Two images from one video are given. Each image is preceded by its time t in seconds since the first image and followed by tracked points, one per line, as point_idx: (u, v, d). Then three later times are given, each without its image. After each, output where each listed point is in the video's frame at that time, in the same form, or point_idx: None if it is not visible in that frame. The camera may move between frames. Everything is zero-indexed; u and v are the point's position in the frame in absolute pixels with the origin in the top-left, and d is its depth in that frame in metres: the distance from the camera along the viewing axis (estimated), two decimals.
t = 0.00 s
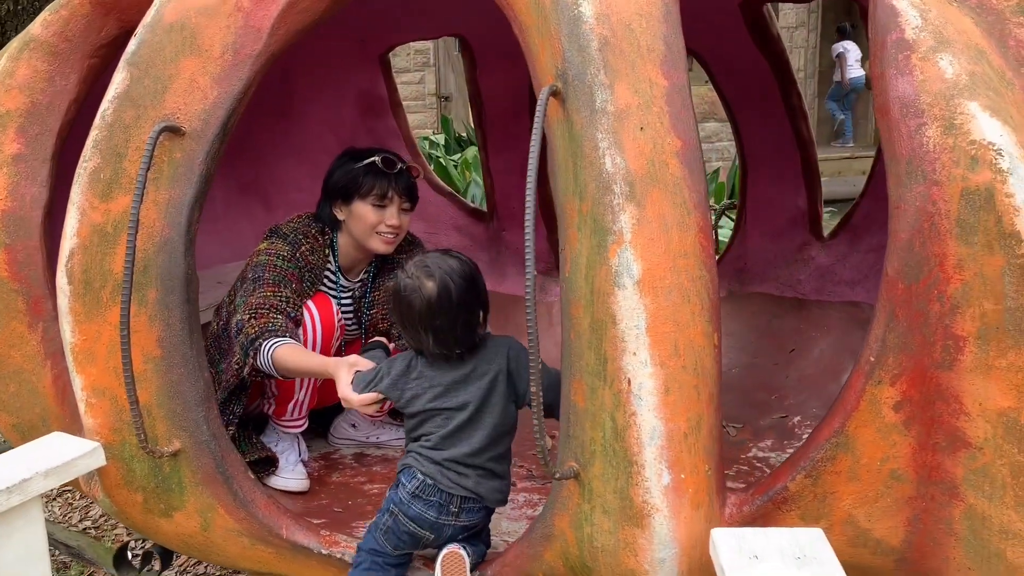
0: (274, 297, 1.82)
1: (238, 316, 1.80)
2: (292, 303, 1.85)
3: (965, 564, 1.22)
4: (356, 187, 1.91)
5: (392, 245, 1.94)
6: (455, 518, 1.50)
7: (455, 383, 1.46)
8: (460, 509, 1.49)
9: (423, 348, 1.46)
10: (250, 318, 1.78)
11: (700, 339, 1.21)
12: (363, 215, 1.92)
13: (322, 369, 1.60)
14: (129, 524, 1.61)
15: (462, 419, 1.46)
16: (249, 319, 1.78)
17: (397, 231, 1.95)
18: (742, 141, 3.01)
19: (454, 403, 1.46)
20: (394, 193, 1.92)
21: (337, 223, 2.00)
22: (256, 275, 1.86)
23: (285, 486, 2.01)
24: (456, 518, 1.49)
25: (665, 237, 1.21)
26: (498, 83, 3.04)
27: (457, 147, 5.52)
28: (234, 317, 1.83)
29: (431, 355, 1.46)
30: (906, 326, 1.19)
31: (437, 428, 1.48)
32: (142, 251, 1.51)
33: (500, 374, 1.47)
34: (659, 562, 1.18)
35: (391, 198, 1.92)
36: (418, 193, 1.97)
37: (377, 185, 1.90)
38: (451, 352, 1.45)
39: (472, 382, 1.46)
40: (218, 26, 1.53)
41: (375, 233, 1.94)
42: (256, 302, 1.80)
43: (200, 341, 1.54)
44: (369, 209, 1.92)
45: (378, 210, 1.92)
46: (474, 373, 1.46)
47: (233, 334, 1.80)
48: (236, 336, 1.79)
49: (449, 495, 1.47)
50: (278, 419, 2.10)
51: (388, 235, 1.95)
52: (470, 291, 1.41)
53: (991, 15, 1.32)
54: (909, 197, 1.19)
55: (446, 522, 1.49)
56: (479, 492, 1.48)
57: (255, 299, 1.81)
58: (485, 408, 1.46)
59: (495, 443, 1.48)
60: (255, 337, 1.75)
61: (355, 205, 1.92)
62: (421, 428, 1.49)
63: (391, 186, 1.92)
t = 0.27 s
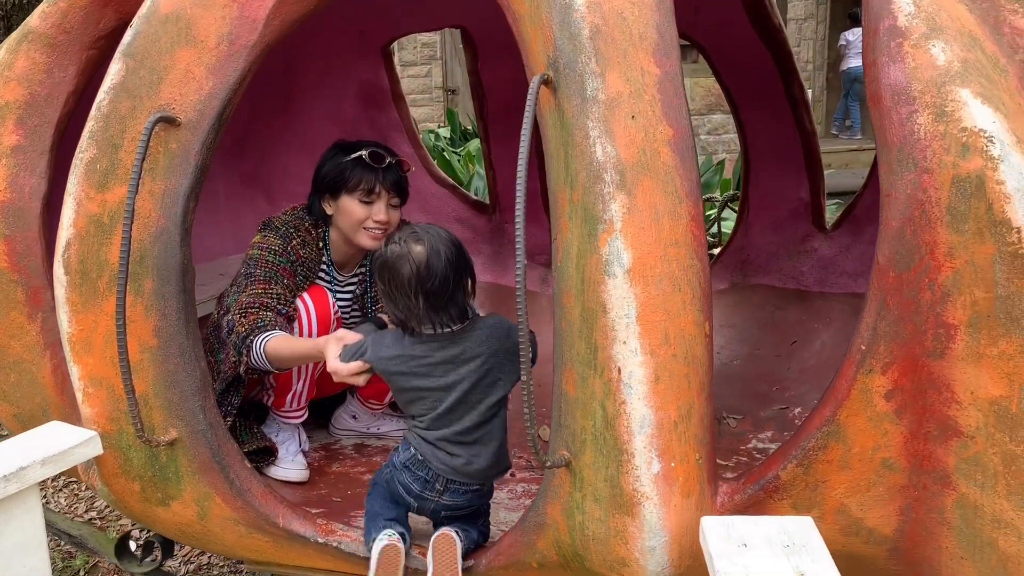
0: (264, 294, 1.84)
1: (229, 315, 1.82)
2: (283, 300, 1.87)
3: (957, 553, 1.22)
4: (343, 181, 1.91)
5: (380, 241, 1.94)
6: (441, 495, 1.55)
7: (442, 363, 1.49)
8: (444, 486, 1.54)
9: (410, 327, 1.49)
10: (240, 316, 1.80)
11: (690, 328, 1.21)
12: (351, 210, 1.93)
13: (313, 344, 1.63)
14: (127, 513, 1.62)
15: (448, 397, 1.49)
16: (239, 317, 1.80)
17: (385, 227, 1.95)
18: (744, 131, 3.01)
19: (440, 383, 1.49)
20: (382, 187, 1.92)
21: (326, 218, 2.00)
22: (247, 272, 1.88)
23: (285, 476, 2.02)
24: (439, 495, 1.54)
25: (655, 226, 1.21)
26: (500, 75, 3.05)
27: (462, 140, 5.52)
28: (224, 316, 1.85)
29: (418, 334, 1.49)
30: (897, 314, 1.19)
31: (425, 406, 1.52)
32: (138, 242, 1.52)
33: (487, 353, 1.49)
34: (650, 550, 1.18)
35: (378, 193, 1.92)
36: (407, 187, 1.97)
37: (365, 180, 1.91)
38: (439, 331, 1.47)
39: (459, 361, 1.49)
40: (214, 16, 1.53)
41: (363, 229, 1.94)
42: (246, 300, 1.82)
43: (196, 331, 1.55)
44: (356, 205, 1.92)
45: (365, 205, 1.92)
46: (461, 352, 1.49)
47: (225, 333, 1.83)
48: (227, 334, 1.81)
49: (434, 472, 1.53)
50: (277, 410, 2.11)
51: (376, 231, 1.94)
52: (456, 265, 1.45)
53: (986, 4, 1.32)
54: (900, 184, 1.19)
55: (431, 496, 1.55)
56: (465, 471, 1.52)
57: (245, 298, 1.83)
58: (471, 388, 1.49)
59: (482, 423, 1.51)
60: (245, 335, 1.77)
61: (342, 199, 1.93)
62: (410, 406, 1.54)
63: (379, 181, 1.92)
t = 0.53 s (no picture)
0: (258, 296, 1.85)
1: (224, 317, 1.85)
2: (276, 303, 1.88)
3: (961, 552, 1.21)
4: (337, 183, 1.91)
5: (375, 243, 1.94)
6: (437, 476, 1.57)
7: (438, 347, 1.51)
8: (439, 468, 1.56)
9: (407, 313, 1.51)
10: (234, 319, 1.82)
11: (692, 325, 1.21)
12: (345, 212, 1.93)
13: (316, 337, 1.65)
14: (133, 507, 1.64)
15: (444, 380, 1.51)
16: (233, 320, 1.82)
17: (380, 228, 1.95)
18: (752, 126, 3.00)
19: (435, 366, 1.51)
20: (374, 188, 1.92)
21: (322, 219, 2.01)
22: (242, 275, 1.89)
23: (291, 471, 2.03)
24: (433, 476, 1.56)
25: (657, 222, 1.21)
26: (508, 71, 3.04)
27: (471, 136, 5.52)
28: (220, 319, 1.88)
29: (416, 321, 1.51)
30: (900, 312, 1.18)
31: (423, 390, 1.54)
32: (144, 238, 1.52)
33: (483, 337, 1.51)
34: (651, 547, 1.18)
35: (371, 194, 1.92)
36: (400, 188, 1.96)
37: (358, 181, 1.90)
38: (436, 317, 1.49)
39: (455, 346, 1.51)
40: (218, 13, 1.54)
41: (358, 230, 1.95)
42: (240, 303, 1.84)
43: (201, 327, 1.56)
44: (350, 206, 1.92)
45: (359, 207, 1.92)
46: (457, 338, 1.50)
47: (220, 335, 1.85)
48: (222, 337, 1.84)
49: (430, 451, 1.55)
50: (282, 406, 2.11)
51: (371, 233, 1.95)
52: (455, 257, 1.44)
53: None
54: (903, 180, 1.18)
55: (428, 477, 1.57)
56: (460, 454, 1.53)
57: (239, 300, 1.85)
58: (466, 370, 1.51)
59: (477, 406, 1.52)
60: (241, 337, 1.79)
61: (336, 201, 1.94)
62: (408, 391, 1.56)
63: (371, 182, 1.91)
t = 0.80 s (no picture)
0: (267, 300, 1.85)
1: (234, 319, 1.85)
2: (286, 306, 1.87)
3: (977, 554, 1.20)
4: (352, 187, 1.92)
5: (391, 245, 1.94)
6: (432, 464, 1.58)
7: (441, 342, 1.53)
8: (435, 456, 1.57)
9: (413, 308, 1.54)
10: (245, 322, 1.83)
11: (706, 325, 1.20)
12: (360, 215, 1.94)
13: (328, 344, 1.68)
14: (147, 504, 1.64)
15: (443, 374, 1.54)
16: (243, 323, 1.83)
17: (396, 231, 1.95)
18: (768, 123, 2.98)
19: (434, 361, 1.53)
20: (388, 191, 1.92)
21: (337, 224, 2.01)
22: (255, 276, 1.88)
23: (303, 470, 2.03)
24: (429, 464, 1.58)
25: (671, 222, 1.20)
26: (522, 69, 3.04)
27: (485, 135, 5.53)
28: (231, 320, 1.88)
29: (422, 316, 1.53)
30: (916, 312, 1.17)
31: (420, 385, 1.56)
32: (158, 237, 1.53)
33: (484, 337, 1.55)
34: (663, 548, 1.17)
35: (385, 197, 1.93)
36: (414, 189, 1.97)
37: (373, 185, 1.91)
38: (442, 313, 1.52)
39: (458, 342, 1.53)
40: (232, 12, 1.54)
41: (374, 234, 1.95)
42: (250, 306, 1.83)
43: (215, 325, 1.56)
44: (366, 210, 1.93)
45: (374, 210, 1.93)
46: (459, 336, 1.53)
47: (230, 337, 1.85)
48: (232, 339, 1.84)
49: (423, 439, 1.57)
50: (297, 403, 2.12)
51: (387, 236, 1.96)
52: (469, 257, 1.47)
53: None
54: (919, 179, 1.17)
55: (423, 466, 1.59)
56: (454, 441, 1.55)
57: (249, 303, 1.84)
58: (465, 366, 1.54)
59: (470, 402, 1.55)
60: (251, 340, 1.80)
61: (351, 206, 1.95)
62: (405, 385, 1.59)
63: (385, 185, 1.92)
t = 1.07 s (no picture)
0: (287, 292, 1.86)
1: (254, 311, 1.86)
2: (305, 299, 1.88)
3: (999, 557, 1.19)
4: (377, 182, 1.92)
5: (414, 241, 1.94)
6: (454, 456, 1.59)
7: (463, 332, 1.55)
8: (457, 447, 1.58)
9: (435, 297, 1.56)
10: (264, 313, 1.84)
11: (726, 322, 1.20)
12: (384, 211, 1.94)
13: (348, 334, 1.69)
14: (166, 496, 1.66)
15: (466, 364, 1.56)
16: (263, 315, 1.83)
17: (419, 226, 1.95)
18: (788, 120, 2.97)
19: (456, 351, 1.55)
20: (413, 187, 1.93)
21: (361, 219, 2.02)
22: (276, 269, 1.90)
23: (321, 463, 2.04)
24: (451, 456, 1.58)
25: (691, 218, 1.20)
26: (541, 66, 3.03)
27: (503, 131, 5.52)
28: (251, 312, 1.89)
29: (444, 305, 1.55)
30: (940, 312, 1.16)
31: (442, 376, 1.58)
32: (180, 230, 1.54)
33: (505, 328, 1.57)
34: (681, 545, 1.17)
35: (410, 193, 1.93)
36: (438, 186, 1.98)
37: (398, 180, 1.92)
38: (463, 303, 1.54)
39: (480, 332, 1.56)
40: (254, 7, 1.55)
41: (397, 229, 1.96)
42: (269, 298, 1.85)
43: (235, 319, 1.57)
44: (391, 205, 1.93)
45: (398, 205, 1.93)
46: (480, 326, 1.56)
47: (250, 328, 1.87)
48: (252, 330, 1.85)
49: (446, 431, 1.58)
50: (315, 397, 2.13)
51: (410, 231, 1.96)
52: (491, 245, 1.49)
53: None
54: (944, 178, 1.16)
55: (445, 458, 1.59)
56: (476, 431, 1.56)
57: (269, 295, 1.86)
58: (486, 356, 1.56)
59: (492, 392, 1.57)
60: (271, 332, 1.81)
61: (376, 201, 1.95)
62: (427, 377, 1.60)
63: (410, 181, 1.92)
